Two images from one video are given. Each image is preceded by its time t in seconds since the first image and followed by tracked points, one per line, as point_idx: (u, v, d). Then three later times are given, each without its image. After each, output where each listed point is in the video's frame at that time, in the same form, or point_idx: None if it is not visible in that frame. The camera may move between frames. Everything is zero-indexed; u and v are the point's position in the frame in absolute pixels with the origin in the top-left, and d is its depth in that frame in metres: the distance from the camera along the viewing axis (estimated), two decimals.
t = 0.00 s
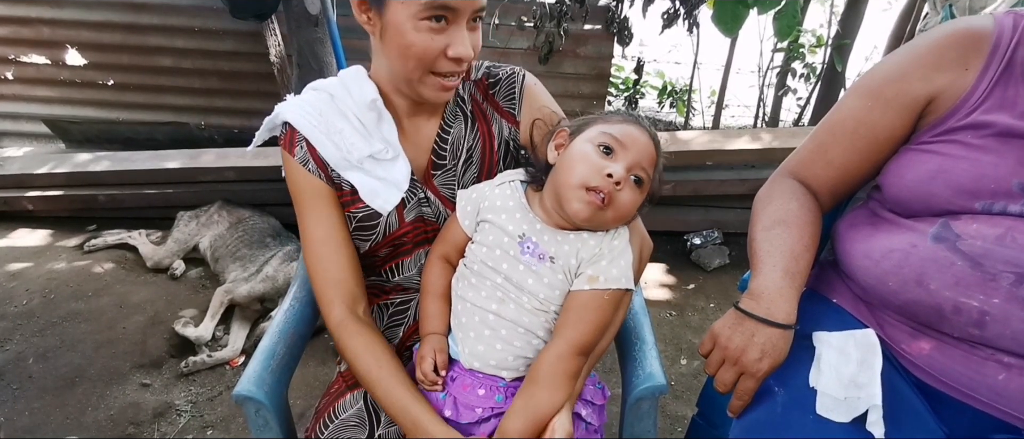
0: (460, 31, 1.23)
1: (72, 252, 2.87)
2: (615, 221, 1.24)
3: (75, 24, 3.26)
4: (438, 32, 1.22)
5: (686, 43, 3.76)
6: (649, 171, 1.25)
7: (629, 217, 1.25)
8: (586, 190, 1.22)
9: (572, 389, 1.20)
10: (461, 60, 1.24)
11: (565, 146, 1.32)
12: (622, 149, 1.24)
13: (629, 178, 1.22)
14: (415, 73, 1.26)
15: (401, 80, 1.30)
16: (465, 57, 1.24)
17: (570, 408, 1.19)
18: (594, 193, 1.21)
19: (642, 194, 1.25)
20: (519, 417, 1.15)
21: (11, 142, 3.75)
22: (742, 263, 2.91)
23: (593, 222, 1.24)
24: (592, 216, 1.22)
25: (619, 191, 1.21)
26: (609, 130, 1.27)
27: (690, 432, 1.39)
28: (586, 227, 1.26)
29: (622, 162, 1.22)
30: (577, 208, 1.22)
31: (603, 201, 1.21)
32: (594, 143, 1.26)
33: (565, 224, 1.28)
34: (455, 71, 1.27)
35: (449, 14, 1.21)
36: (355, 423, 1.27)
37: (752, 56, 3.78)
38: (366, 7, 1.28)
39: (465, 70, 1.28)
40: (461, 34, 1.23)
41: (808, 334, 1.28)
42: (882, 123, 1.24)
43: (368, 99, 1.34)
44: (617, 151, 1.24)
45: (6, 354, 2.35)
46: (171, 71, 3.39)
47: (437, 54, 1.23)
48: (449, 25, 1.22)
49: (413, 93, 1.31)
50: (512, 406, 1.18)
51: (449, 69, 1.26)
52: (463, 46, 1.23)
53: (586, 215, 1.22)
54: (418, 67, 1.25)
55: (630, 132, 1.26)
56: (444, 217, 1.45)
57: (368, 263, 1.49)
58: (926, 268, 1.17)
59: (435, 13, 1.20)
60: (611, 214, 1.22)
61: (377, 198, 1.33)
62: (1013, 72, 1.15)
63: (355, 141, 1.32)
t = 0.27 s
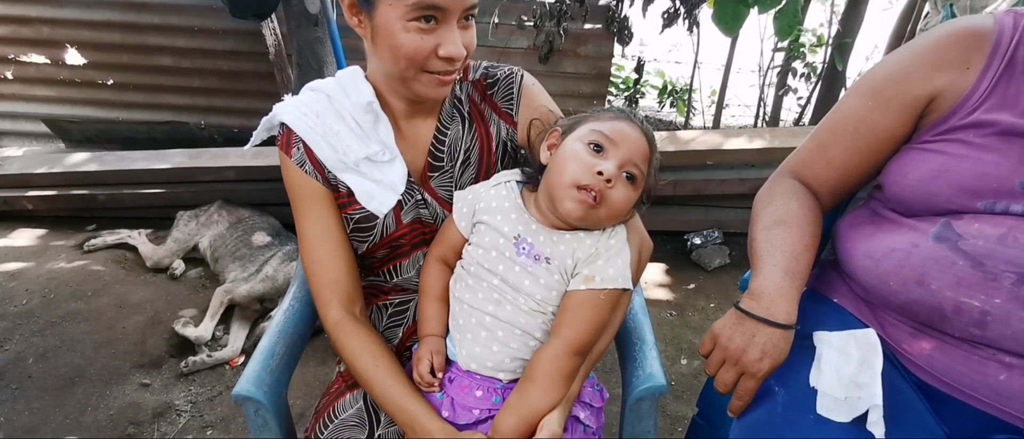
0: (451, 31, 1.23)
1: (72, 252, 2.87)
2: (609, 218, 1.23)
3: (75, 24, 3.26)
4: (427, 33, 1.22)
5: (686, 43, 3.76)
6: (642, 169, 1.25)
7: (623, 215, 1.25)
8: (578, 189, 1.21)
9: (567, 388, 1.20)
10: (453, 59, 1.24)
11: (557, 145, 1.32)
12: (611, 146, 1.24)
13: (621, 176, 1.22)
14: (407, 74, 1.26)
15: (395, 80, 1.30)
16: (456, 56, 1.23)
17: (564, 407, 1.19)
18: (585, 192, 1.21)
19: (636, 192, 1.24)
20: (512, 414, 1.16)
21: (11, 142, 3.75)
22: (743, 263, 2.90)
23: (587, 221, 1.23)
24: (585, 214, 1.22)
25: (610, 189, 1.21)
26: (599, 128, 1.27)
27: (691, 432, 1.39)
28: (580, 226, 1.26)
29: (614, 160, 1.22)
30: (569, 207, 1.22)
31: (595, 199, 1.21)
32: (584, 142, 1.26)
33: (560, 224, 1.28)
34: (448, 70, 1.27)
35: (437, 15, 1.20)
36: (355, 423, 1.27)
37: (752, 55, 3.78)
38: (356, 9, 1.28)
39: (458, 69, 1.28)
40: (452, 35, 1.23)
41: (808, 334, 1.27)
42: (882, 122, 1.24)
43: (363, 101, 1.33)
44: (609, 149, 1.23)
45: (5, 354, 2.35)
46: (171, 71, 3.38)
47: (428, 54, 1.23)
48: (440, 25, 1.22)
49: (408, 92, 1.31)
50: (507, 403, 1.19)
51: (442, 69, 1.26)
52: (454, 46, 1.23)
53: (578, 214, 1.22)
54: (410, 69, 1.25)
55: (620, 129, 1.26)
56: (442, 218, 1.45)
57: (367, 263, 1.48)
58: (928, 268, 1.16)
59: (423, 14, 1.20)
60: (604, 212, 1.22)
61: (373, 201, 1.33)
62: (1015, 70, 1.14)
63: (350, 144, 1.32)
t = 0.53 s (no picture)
0: (444, 34, 1.23)
1: (73, 255, 2.87)
2: (603, 220, 1.23)
3: (76, 27, 3.27)
4: (420, 36, 1.22)
5: (686, 47, 3.77)
6: (637, 171, 1.25)
7: (619, 216, 1.25)
8: (572, 191, 1.22)
9: (566, 391, 1.20)
10: (447, 62, 1.24)
11: (552, 148, 1.33)
12: (605, 148, 1.24)
13: (614, 177, 1.22)
14: (402, 77, 1.27)
15: (389, 83, 1.31)
16: (450, 58, 1.24)
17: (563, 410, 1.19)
18: (579, 193, 1.21)
19: (631, 194, 1.25)
20: (512, 417, 1.17)
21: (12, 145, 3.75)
22: (743, 267, 2.91)
23: (582, 223, 1.24)
24: (579, 216, 1.22)
25: (604, 190, 1.21)
26: (593, 130, 1.28)
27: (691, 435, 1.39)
28: (576, 228, 1.26)
29: (607, 161, 1.22)
30: (564, 209, 1.23)
31: (589, 201, 1.21)
32: (578, 144, 1.27)
33: (556, 226, 1.28)
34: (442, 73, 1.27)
35: (430, 18, 1.21)
36: (356, 426, 1.27)
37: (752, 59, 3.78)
38: (351, 15, 1.29)
39: (453, 71, 1.28)
40: (445, 37, 1.23)
41: (809, 338, 1.28)
42: (879, 126, 1.24)
43: (361, 107, 1.34)
44: (602, 150, 1.24)
45: (6, 356, 2.35)
46: (172, 74, 3.39)
47: (421, 57, 1.23)
48: (433, 28, 1.22)
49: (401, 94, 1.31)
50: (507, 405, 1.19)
51: (436, 72, 1.26)
52: (447, 48, 1.23)
53: (573, 215, 1.22)
54: (405, 72, 1.26)
55: (613, 131, 1.27)
56: (441, 223, 1.45)
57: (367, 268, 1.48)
58: (926, 272, 1.17)
59: (416, 18, 1.21)
60: (598, 214, 1.22)
61: (372, 206, 1.33)
62: (1010, 73, 1.14)
63: (349, 150, 1.32)
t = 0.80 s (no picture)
0: (437, 33, 1.24)
1: (73, 257, 2.87)
2: (603, 221, 1.24)
3: (76, 30, 3.27)
4: (413, 35, 1.23)
5: (685, 49, 3.77)
6: (637, 172, 1.25)
7: (619, 217, 1.25)
8: (571, 191, 1.23)
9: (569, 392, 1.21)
10: (441, 60, 1.25)
11: (553, 149, 1.33)
12: (604, 149, 1.25)
13: (614, 177, 1.22)
14: (396, 77, 1.27)
15: (386, 84, 1.31)
16: (443, 57, 1.24)
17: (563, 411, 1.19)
18: (578, 193, 1.22)
19: (631, 195, 1.25)
20: (516, 406, 1.17)
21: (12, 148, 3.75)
22: (742, 269, 2.91)
23: (582, 223, 1.24)
24: (579, 216, 1.23)
25: (603, 190, 1.21)
26: (593, 132, 1.28)
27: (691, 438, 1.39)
28: (576, 228, 1.27)
29: (607, 162, 1.23)
30: (563, 209, 1.23)
31: (588, 201, 1.22)
32: (578, 145, 1.27)
33: (556, 226, 1.29)
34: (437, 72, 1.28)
35: (422, 17, 1.22)
36: (357, 429, 1.27)
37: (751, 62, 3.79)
38: (345, 18, 1.30)
39: (448, 70, 1.28)
40: (438, 36, 1.24)
41: (809, 340, 1.28)
42: (879, 129, 1.25)
43: (359, 110, 1.35)
44: (601, 151, 1.24)
45: (6, 359, 2.35)
46: (172, 77, 3.40)
47: (415, 56, 1.24)
48: (425, 26, 1.23)
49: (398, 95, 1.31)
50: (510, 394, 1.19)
51: (430, 71, 1.26)
52: (440, 46, 1.23)
53: (573, 215, 1.23)
54: (399, 71, 1.26)
55: (613, 132, 1.27)
56: (441, 225, 1.45)
57: (368, 271, 1.49)
58: (926, 275, 1.17)
59: (408, 17, 1.21)
60: (598, 214, 1.23)
61: (371, 210, 1.34)
62: (1010, 76, 1.15)
63: (348, 154, 1.32)
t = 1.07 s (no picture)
0: (435, 24, 1.24)
1: (73, 257, 2.87)
2: (603, 218, 1.24)
3: (76, 29, 3.27)
4: (411, 26, 1.23)
5: (685, 48, 3.77)
6: (638, 169, 1.25)
7: (619, 214, 1.25)
8: (570, 187, 1.23)
9: (564, 389, 1.20)
10: (440, 52, 1.24)
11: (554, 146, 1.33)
12: (604, 146, 1.25)
13: (613, 174, 1.22)
14: (396, 70, 1.27)
15: (386, 79, 1.31)
16: (442, 48, 1.24)
17: (558, 407, 1.18)
18: (578, 190, 1.22)
19: (631, 192, 1.25)
20: (508, 397, 1.17)
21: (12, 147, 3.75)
22: (743, 268, 2.91)
23: (582, 220, 1.25)
24: (578, 213, 1.23)
25: (602, 187, 1.22)
26: (593, 129, 1.28)
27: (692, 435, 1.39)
28: (576, 226, 1.27)
29: (606, 159, 1.23)
30: (562, 206, 1.23)
31: (588, 198, 1.22)
32: (578, 142, 1.27)
33: (556, 223, 1.29)
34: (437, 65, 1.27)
35: (420, 8, 1.22)
36: (358, 427, 1.27)
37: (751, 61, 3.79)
38: (345, 15, 1.31)
39: (447, 63, 1.28)
40: (436, 27, 1.24)
41: (809, 338, 1.28)
42: (879, 127, 1.25)
43: (361, 107, 1.35)
44: (601, 148, 1.24)
45: (6, 358, 2.35)
46: (172, 76, 3.39)
47: (414, 48, 1.24)
48: (423, 18, 1.23)
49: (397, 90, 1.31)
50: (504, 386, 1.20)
51: (430, 63, 1.26)
52: (438, 38, 1.23)
53: (573, 212, 1.23)
54: (399, 64, 1.26)
55: (613, 130, 1.27)
56: (442, 224, 1.45)
57: (368, 268, 1.49)
58: (927, 273, 1.17)
59: (406, 8, 1.22)
60: (598, 211, 1.23)
61: (372, 207, 1.34)
62: (1010, 74, 1.15)
63: (349, 150, 1.32)
